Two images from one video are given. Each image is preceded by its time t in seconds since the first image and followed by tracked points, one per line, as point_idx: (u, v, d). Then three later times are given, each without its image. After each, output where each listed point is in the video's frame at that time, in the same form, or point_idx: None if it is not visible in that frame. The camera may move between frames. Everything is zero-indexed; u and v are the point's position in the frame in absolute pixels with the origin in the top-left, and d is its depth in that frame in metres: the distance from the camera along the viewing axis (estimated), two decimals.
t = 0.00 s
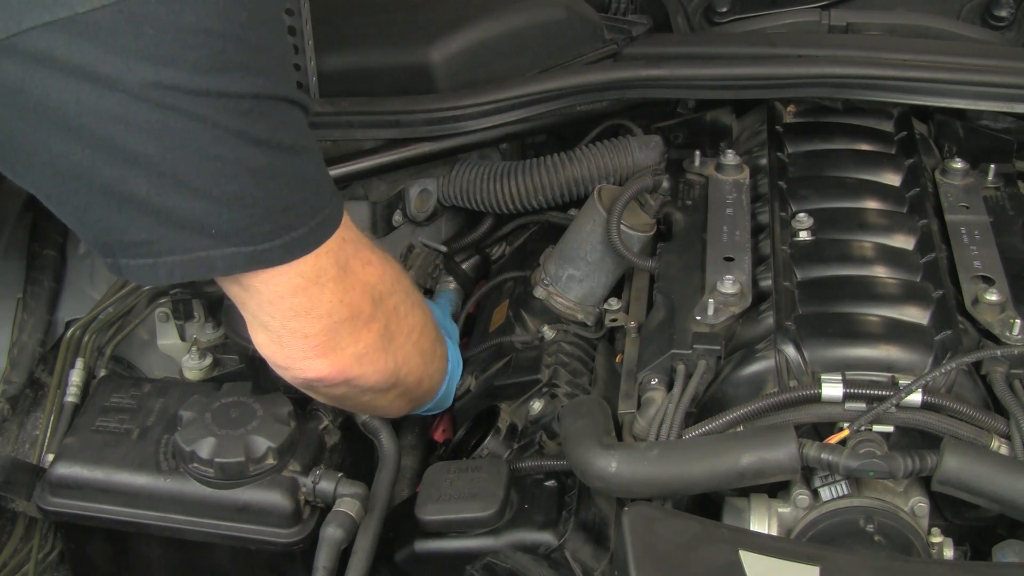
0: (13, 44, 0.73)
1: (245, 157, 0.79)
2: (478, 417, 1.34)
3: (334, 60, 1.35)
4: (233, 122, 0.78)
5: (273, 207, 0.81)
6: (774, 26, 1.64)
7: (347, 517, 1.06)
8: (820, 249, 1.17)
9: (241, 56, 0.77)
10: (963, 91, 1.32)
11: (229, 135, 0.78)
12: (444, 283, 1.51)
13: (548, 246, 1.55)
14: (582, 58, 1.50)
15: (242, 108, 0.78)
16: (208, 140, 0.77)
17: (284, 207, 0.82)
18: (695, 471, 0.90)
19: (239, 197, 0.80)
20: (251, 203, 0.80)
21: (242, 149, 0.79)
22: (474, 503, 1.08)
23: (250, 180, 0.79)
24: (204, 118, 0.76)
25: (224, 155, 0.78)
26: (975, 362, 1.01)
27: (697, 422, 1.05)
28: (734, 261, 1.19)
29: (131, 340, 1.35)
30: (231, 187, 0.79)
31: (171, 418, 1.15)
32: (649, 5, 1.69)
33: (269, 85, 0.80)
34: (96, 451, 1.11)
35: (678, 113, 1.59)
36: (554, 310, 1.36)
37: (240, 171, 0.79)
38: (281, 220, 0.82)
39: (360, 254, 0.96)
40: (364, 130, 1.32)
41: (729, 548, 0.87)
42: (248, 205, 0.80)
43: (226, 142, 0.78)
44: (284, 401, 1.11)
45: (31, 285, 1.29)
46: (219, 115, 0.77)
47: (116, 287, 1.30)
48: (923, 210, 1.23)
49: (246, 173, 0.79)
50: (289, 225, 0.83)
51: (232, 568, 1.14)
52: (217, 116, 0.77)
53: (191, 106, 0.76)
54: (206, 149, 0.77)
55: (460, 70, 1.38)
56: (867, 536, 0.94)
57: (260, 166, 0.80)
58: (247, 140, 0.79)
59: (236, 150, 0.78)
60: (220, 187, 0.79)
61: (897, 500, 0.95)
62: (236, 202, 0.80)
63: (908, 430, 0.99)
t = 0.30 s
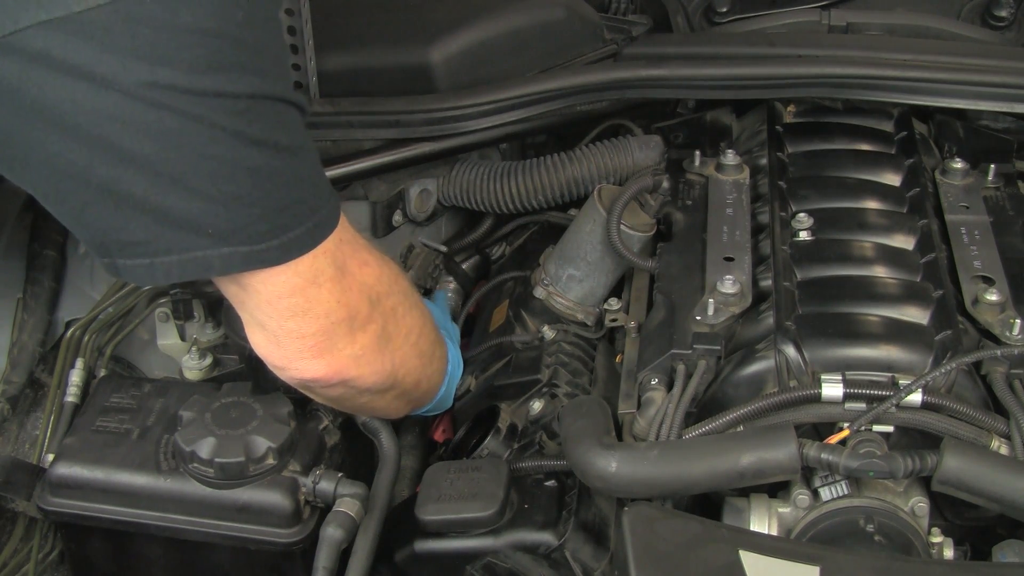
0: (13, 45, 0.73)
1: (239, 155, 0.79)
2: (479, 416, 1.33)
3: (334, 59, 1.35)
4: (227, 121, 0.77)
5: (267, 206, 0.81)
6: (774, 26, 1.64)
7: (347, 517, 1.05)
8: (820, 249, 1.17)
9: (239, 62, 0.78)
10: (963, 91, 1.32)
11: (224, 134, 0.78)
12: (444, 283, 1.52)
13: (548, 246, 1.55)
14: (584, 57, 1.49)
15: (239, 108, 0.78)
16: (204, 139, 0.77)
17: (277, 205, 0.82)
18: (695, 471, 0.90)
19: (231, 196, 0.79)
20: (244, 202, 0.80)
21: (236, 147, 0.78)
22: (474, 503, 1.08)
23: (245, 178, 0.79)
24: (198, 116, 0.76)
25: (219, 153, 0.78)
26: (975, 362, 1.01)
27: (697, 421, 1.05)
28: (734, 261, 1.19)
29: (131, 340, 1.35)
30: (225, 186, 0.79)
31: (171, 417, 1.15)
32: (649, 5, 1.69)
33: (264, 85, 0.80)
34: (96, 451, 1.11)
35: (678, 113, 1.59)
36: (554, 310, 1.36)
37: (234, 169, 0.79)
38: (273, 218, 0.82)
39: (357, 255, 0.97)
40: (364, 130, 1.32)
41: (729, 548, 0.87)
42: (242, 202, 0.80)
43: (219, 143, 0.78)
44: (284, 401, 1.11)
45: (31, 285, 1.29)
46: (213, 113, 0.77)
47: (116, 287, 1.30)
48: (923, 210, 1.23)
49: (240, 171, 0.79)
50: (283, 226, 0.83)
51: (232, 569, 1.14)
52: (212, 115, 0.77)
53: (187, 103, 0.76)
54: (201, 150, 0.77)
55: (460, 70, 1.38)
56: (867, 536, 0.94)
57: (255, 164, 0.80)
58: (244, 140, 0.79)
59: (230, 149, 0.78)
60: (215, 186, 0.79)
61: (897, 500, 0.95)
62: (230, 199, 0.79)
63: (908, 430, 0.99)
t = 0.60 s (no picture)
0: (6, 40, 0.73)
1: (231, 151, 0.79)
2: (479, 415, 1.34)
3: (334, 59, 1.35)
4: (217, 118, 0.78)
5: (257, 201, 0.81)
6: (774, 26, 1.64)
7: (347, 517, 1.05)
8: (820, 249, 1.17)
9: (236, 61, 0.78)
10: (963, 91, 1.32)
11: (216, 130, 0.78)
12: (444, 283, 1.51)
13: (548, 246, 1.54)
14: (582, 58, 1.49)
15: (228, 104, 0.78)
16: (194, 135, 0.77)
17: (272, 201, 0.82)
18: (695, 471, 0.90)
19: (222, 190, 0.79)
20: (235, 197, 0.80)
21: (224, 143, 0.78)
22: (474, 503, 1.08)
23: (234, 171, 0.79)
24: (189, 112, 0.76)
25: (208, 147, 0.78)
26: (975, 363, 1.01)
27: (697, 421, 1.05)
28: (734, 261, 1.19)
29: (131, 340, 1.35)
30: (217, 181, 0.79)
31: (171, 418, 1.15)
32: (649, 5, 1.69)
33: (253, 80, 0.80)
34: (96, 451, 1.11)
35: (678, 113, 1.59)
36: (554, 310, 1.36)
37: (225, 165, 0.79)
38: (262, 213, 0.82)
39: (350, 248, 0.97)
40: (364, 130, 1.32)
41: (729, 548, 0.87)
42: (233, 197, 0.80)
43: (209, 137, 0.78)
44: (284, 401, 1.11)
45: (31, 285, 1.28)
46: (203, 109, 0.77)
47: (117, 286, 1.30)
48: (923, 210, 1.23)
49: (231, 166, 0.79)
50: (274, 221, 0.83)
51: (231, 569, 1.14)
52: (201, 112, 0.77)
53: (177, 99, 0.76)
54: (192, 145, 0.77)
55: (460, 70, 1.38)
56: (867, 536, 0.94)
57: (245, 160, 0.80)
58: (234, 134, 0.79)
59: (220, 144, 0.78)
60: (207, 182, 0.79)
61: (897, 500, 0.95)
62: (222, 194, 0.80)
63: (908, 430, 0.99)
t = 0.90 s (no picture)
0: None
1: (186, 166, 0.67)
2: (484, 415, 1.30)
3: (334, 59, 1.35)
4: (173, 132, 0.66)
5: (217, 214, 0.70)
6: (774, 26, 1.64)
7: (347, 517, 1.05)
8: (821, 249, 1.16)
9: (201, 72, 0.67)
10: (964, 91, 1.32)
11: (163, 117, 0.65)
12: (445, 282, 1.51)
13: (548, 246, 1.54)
14: (581, 59, 1.49)
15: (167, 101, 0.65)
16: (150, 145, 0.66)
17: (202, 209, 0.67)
18: (695, 471, 0.90)
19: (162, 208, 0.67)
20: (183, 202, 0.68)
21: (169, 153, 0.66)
22: (474, 503, 1.08)
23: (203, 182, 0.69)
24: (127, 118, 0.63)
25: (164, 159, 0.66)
26: (975, 363, 1.01)
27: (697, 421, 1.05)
28: (734, 261, 1.19)
29: (131, 340, 1.35)
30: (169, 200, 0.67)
31: (171, 417, 1.15)
32: (649, 5, 1.69)
33: (202, 61, 0.67)
34: (96, 451, 1.11)
35: (678, 112, 1.59)
36: (554, 310, 1.36)
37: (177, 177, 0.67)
38: (210, 207, 0.69)
39: (308, 253, 0.83)
40: (365, 130, 1.32)
41: (729, 548, 0.87)
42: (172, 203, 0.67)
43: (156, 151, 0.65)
44: (284, 401, 1.11)
45: (30, 285, 1.27)
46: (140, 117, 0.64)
47: (116, 285, 1.30)
48: (923, 210, 1.23)
49: (187, 162, 0.66)
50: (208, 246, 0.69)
51: (231, 568, 1.14)
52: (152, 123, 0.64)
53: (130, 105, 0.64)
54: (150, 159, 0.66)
55: (460, 70, 1.38)
56: (867, 536, 0.94)
57: (199, 153, 0.67)
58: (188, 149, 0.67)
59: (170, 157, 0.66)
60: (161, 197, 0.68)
61: (897, 500, 0.95)
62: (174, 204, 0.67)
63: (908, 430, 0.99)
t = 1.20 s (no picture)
0: None
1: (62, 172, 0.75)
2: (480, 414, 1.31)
3: (334, 60, 1.36)
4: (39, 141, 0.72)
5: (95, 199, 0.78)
6: (774, 25, 1.64)
7: (347, 517, 1.05)
8: (820, 249, 1.16)
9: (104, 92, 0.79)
10: (964, 91, 1.32)
11: None
12: (443, 284, 1.54)
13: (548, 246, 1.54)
14: (582, 58, 1.49)
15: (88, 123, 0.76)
16: None
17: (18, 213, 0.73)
18: (695, 471, 0.90)
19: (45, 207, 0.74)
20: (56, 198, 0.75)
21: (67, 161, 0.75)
22: (474, 503, 1.08)
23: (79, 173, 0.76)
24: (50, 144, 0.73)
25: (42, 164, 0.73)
26: (975, 362, 1.01)
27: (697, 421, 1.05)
28: (733, 261, 1.19)
29: (131, 340, 1.35)
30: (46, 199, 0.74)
31: (171, 418, 1.15)
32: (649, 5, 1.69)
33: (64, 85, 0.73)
34: (96, 451, 1.11)
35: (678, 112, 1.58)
36: (553, 310, 1.36)
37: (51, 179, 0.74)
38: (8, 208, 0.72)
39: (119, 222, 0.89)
40: (365, 130, 1.32)
41: (729, 548, 0.87)
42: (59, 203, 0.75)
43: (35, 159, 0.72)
44: (284, 401, 1.11)
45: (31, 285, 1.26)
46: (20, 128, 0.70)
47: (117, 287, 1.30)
48: (923, 210, 1.23)
49: None
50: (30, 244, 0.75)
51: (231, 569, 1.14)
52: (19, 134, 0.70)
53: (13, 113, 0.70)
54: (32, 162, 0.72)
55: (461, 71, 1.38)
56: (867, 536, 0.94)
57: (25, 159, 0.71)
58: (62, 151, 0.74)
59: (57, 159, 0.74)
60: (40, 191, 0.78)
61: (897, 500, 0.95)
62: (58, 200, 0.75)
63: (908, 430, 0.99)
